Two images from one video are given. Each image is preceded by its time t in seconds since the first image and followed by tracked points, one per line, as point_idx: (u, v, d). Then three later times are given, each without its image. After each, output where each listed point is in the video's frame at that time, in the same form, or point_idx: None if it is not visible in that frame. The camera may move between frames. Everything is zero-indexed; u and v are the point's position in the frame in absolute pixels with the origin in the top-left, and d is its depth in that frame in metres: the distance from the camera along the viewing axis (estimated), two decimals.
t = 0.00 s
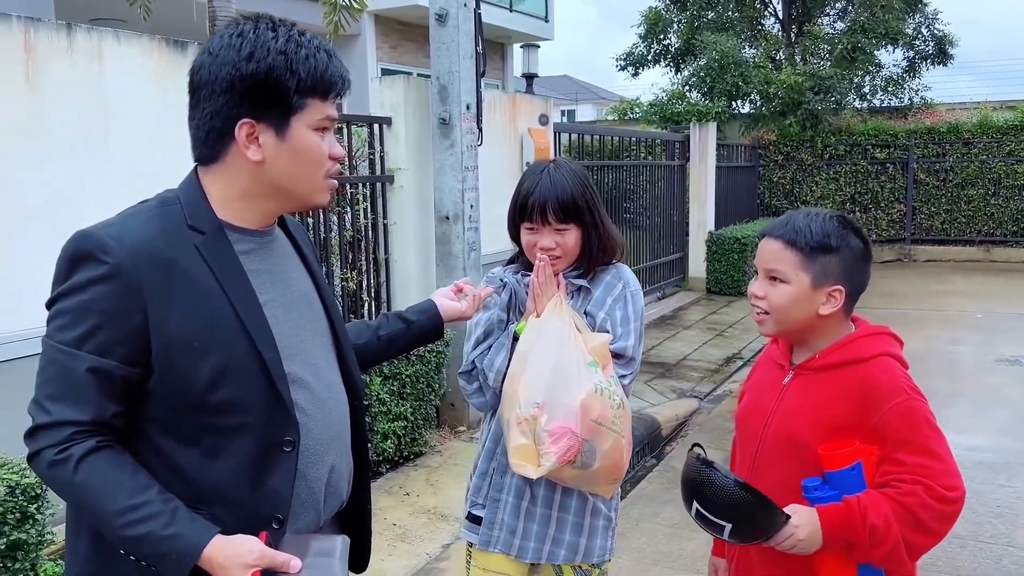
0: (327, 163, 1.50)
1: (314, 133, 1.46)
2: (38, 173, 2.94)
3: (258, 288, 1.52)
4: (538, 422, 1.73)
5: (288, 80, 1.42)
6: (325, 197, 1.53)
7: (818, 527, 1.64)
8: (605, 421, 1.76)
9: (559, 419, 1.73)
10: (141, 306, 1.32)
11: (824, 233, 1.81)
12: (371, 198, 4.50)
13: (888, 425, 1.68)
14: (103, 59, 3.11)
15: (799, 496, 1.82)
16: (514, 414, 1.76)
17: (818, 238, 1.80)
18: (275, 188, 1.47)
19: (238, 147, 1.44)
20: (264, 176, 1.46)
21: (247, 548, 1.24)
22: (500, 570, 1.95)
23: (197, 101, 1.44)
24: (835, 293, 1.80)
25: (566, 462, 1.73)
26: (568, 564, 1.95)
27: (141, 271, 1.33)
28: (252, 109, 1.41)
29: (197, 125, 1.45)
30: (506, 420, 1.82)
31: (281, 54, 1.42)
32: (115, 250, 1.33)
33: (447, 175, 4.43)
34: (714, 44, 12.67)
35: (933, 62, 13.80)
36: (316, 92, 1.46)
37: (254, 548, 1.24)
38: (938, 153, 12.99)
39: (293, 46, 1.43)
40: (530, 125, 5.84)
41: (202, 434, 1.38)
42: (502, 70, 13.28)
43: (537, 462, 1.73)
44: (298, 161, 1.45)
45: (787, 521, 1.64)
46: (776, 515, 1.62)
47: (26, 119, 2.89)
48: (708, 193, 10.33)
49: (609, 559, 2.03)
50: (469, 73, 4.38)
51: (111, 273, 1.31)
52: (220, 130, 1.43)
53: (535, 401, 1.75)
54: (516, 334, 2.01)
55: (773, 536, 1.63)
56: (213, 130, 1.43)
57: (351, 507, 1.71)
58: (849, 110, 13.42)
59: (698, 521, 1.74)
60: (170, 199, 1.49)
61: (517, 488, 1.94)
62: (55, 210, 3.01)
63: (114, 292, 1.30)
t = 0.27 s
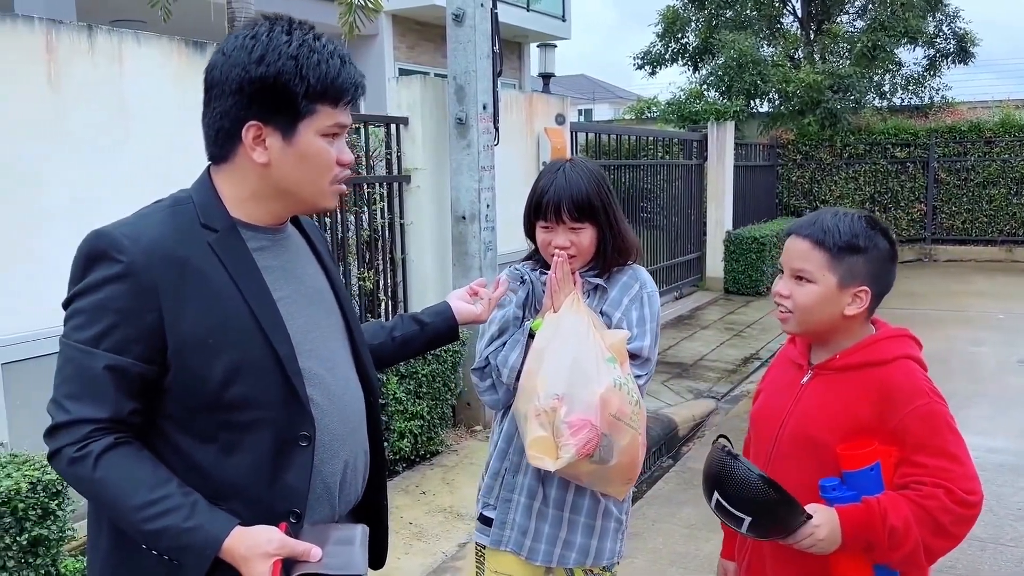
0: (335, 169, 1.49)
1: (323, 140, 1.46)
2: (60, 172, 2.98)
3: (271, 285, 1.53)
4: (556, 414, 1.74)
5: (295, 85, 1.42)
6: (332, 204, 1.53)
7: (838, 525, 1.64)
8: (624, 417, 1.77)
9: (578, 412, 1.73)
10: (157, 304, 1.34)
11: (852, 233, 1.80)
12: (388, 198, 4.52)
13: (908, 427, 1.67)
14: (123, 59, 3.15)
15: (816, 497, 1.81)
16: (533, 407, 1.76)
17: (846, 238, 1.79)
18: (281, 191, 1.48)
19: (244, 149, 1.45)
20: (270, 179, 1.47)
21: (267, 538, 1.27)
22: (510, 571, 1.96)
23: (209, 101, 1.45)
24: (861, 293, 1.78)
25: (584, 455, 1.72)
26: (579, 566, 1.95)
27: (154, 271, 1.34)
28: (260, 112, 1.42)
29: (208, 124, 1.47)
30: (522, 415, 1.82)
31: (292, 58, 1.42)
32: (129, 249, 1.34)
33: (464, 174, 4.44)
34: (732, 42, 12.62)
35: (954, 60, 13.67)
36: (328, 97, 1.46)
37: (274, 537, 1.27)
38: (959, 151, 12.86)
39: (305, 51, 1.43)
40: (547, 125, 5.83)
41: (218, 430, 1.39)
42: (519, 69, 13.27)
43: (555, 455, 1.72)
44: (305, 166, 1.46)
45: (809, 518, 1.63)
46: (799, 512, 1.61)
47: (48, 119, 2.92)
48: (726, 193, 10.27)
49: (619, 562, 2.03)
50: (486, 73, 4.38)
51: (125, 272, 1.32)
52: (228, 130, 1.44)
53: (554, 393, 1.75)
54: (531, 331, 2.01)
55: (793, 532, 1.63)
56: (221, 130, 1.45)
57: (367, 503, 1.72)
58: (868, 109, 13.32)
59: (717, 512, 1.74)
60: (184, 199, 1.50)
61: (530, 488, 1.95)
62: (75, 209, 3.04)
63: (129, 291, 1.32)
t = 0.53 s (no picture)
0: (322, 182, 1.43)
1: (311, 152, 1.40)
2: (78, 172, 3.01)
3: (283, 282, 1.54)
4: (566, 414, 1.75)
5: (288, 93, 1.37)
6: (318, 217, 1.47)
7: (851, 525, 1.63)
8: (635, 417, 1.77)
9: (587, 412, 1.74)
10: (172, 302, 1.35)
11: (857, 237, 1.79)
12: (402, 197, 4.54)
13: (922, 428, 1.66)
14: (141, 59, 3.18)
15: (828, 496, 1.81)
16: (544, 406, 1.78)
17: (850, 243, 1.78)
18: (267, 193, 1.46)
19: (239, 146, 1.44)
20: (258, 179, 1.45)
21: (290, 522, 1.27)
22: (525, 566, 1.97)
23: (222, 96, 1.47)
24: (866, 297, 1.77)
25: (593, 455, 1.73)
26: (593, 564, 1.95)
27: (168, 270, 1.36)
28: (253, 112, 1.40)
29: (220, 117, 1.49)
30: (534, 414, 1.83)
31: (291, 66, 1.37)
32: (143, 248, 1.36)
33: (478, 174, 4.45)
34: (748, 41, 12.57)
35: (973, 60, 13.56)
36: (321, 111, 1.39)
37: (297, 521, 1.27)
38: (978, 151, 12.75)
39: (306, 61, 1.38)
40: (562, 125, 5.83)
41: (232, 426, 1.41)
42: (534, 69, 13.28)
43: (564, 454, 1.75)
44: (287, 175, 1.42)
45: (823, 518, 1.63)
46: (815, 515, 1.61)
47: (67, 119, 2.96)
48: (742, 193, 10.23)
49: (634, 561, 2.03)
50: (501, 73, 4.39)
51: (138, 271, 1.34)
52: (228, 125, 1.45)
53: (564, 393, 1.76)
54: (547, 329, 2.01)
55: (806, 533, 1.62)
56: (225, 124, 1.45)
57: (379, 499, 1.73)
58: (886, 108, 13.24)
59: (732, 515, 1.74)
60: (196, 199, 1.51)
61: (543, 484, 1.96)
62: (94, 209, 3.07)
63: (144, 290, 1.33)
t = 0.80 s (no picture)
0: (309, 194, 1.41)
1: (299, 163, 1.38)
2: (92, 172, 3.04)
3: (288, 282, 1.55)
4: (575, 413, 1.76)
5: (279, 102, 1.35)
6: (305, 225, 1.45)
7: (858, 523, 1.63)
8: (644, 416, 1.76)
9: (596, 411, 1.75)
10: (178, 302, 1.36)
11: (873, 238, 1.78)
12: (413, 197, 4.57)
13: (931, 428, 1.66)
14: (154, 60, 3.21)
15: (837, 496, 1.80)
16: (554, 405, 1.79)
17: (867, 243, 1.77)
18: (259, 195, 1.45)
19: (240, 145, 1.44)
20: (253, 178, 1.44)
21: (302, 503, 1.30)
22: (541, 560, 1.98)
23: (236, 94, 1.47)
24: (882, 298, 1.76)
25: (601, 453, 1.74)
26: (608, 559, 1.97)
27: (174, 269, 1.37)
28: (250, 114, 1.39)
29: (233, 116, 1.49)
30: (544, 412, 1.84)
31: (289, 75, 1.35)
32: (149, 249, 1.37)
33: (489, 174, 4.46)
34: (761, 41, 12.53)
35: (988, 60, 13.46)
36: (314, 126, 1.35)
37: (308, 502, 1.30)
38: (993, 151, 12.67)
39: (305, 71, 1.35)
40: (573, 124, 5.82)
41: (238, 425, 1.42)
42: (546, 69, 13.27)
43: (573, 453, 1.76)
44: (276, 180, 1.40)
45: (825, 512, 1.63)
46: (814, 502, 1.62)
47: (81, 120, 2.99)
48: (755, 192, 10.19)
49: (650, 557, 2.03)
50: (512, 73, 4.40)
51: (144, 271, 1.35)
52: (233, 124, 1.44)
53: (573, 392, 1.77)
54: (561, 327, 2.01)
55: (809, 525, 1.63)
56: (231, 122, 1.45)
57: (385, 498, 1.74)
58: (900, 107, 13.16)
59: (733, 497, 1.78)
60: (203, 199, 1.53)
61: (559, 481, 1.96)
62: (108, 208, 3.10)
63: (150, 290, 1.34)
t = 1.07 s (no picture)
0: (308, 196, 1.41)
1: (298, 165, 1.38)
2: (103, 172, 3.06)
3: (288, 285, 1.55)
4: (590, 414, 1.75)
5: (277, 104, 1.36)
6: (306, 227, 1.46)
7: (862, 527, 1.62)
8: (659, 415, 1.77)
9: (612, 411, 1.75)
10: (179, 302, 1.37)
11: (873, 249, 1.75)
12: (422, 198, 4.58)
13: (936, 429, 1.65)
14: (164, 61, 3.23)
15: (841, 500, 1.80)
16: (567, 406, 1.78)
17: (867, 258, 1.74)
18: (261, 198, 1.46)
19: (241, 147, 1.45)
20: (254, 181, 1.45)
21: (317, 463, 1.31)
22: (553, 558, 1.96)
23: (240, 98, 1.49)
24: (887, 306, 1.75)
25: (618, 454, 1.74)
26: (618, 557, 1.97)
27: (174, 269, 1.38)
28: (250, 117, 1.40)
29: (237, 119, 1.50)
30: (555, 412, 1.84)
31: (287, 77, 1.36)
32: (150, 249, 1.38)
33: (498, 174, 4.46)
34: (772, 41, 12.49)
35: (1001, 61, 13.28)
36: (312, 127, 1.36)
37: (322, 462, 1.31)
38: (1006, 151, 12.59)
39: (303, 73, 1.36)
40: (582, 124, 5.82)
41: (238, 424, 1.43)
42: (557, 69, 13.27)
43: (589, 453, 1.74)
44: (276, 183, 1.41)
45: (825, 518, 1.63)
46: (815, 510, 1.62)
47: (91, 120, 3.01)
48: (765, 193, 10.16)
49: (658, 555, 2.03)
50: (520, 73, 4.40)
51: (144, 271, 1.36)
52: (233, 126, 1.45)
53: (589, 393, 1.76)
54: (570, 329, 2.01)
55: (812, 531, 1.63)
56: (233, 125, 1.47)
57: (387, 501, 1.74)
58: (912, 107, 13.10)
59: (735, 506, 1.79)
60: (206, 200, 1.54)
61: (570, 480, 1.96)
62: (118, 208, 3.12)
63: (150, 289, 1.36)
